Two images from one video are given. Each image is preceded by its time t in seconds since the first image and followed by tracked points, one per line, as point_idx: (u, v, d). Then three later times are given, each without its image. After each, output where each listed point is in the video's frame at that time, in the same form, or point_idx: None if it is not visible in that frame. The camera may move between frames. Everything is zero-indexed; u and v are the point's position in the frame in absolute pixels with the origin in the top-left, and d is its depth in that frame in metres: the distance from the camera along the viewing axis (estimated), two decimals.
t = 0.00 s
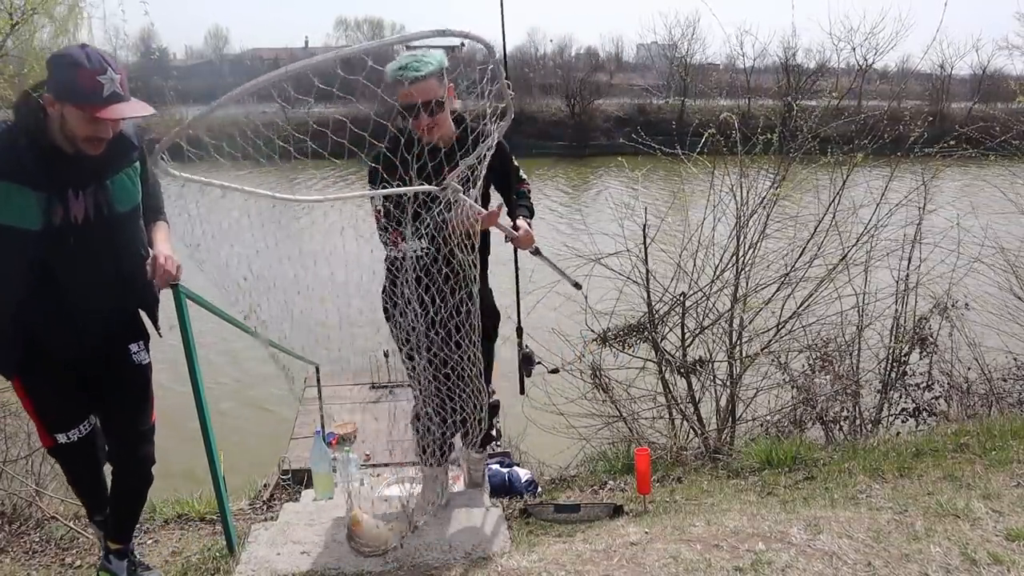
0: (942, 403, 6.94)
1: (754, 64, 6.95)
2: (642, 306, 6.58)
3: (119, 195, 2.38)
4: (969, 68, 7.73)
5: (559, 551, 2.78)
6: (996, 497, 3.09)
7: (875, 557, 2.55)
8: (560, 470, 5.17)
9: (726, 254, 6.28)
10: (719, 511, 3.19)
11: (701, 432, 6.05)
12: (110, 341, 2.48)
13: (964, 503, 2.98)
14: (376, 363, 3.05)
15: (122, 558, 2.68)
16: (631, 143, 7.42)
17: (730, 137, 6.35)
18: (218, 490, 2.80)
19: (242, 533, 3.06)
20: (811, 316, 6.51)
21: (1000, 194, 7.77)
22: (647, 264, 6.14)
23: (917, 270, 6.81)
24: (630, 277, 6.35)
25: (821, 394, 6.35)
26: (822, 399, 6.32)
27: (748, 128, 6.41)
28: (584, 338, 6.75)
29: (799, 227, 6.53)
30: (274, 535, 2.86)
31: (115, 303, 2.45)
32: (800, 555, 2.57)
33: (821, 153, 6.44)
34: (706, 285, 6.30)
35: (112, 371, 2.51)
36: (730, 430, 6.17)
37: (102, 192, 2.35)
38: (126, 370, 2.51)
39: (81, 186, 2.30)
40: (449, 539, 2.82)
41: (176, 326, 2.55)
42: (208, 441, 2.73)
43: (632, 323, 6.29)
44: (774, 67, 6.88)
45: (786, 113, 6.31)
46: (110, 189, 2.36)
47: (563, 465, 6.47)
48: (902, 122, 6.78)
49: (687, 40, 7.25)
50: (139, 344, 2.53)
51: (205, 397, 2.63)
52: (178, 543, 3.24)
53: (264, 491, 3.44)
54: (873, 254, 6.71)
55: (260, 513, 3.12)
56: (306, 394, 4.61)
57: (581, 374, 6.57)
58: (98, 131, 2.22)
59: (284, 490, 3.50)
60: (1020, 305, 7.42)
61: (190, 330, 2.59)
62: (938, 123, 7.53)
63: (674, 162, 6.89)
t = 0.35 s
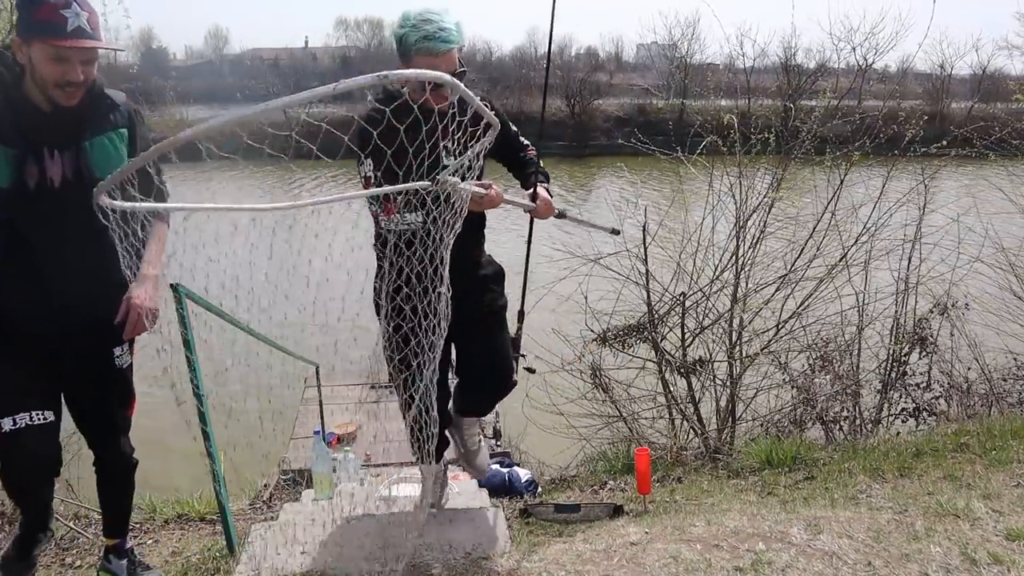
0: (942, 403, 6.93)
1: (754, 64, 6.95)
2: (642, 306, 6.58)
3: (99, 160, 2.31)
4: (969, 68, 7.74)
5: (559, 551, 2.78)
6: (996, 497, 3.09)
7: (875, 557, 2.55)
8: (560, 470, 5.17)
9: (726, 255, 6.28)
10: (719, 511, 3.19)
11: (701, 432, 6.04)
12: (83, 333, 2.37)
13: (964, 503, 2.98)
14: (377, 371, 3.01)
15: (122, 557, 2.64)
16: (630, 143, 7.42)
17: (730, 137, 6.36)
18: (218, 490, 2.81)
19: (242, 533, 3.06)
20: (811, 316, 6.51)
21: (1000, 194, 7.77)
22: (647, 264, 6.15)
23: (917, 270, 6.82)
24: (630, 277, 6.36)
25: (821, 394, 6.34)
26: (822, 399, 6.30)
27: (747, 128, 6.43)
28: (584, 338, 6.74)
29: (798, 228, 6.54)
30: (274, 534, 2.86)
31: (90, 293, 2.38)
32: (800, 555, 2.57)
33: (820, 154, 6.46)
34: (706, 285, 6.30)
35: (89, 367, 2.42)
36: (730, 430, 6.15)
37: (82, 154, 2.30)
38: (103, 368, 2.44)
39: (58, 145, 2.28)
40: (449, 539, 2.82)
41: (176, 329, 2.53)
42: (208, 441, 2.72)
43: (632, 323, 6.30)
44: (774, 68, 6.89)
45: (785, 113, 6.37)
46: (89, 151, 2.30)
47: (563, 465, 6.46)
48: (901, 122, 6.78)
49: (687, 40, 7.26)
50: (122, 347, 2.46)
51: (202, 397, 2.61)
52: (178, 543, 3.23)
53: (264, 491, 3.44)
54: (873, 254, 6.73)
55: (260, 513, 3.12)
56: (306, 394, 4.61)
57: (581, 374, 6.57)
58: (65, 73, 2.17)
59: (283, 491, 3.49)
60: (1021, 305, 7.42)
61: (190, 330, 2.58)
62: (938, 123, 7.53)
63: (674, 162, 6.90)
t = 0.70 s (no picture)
0: (942, 403, 6.92)
1: (754, 64, 6.96)
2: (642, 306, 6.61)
3: (54, 178, 2.32)
4: (970, 69, 7.75)
5: (559, 551, 2.78)
6: (996, 497, 3.09)
7: (875, 557, 2.55)
8: (560, 470, 5.17)
9: (726, 255, 6.29)
10: (719, 511, 3.19)
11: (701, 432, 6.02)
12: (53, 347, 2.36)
13: (964, 503, 2.98)
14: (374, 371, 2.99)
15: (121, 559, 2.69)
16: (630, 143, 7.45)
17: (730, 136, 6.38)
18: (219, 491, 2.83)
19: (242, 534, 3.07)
20: (811, 316, 6.53)
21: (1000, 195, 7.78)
22: (647, 264, 6.17)
23: (917, 270, 6.85)
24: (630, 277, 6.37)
25: (821, 394, 6.34)
26: (822, 399, 6.29)
27: (748, 128, 6.44)
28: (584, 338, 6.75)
29: (798, 228, 6.55)
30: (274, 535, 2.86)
31: (63, 304, 2.38)
32: (800, 555, 2.57)
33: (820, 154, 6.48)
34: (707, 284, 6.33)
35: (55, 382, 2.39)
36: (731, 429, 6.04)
37: (34, 174, 2.31)
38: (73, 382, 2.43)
39: (10, 167, 2.27)
40: (450, 541, 2.88)
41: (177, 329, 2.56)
42: (208, 442, 2.73)
43: (633, 323, 6.31)
44: (774, 68, 6.90)
45: (786, 112, 6.41)
46: (43, 169, 2.31)
47: (563, 464, 6.46)
48: (901, 122, 6.78)
49: (688, 39, 7.26)
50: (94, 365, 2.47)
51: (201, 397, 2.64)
52: (178, 543, 3.25)
53: (265, 491, 3.43)
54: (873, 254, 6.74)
55: (260, 513, 3.12)
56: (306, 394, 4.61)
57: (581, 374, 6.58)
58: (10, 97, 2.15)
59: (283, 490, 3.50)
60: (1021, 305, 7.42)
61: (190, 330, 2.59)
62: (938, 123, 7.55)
63: (674, 162, 6.91)
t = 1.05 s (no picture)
0: (943, 403, 6.91)
1: (754, 64, 6.97)
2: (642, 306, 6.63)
3: None
4: (970, 69, 7.76)
5: (559, 551, 2.78)
6: (996, 497, 3.09)
7: (875, 557, 2.55)
8: (560, 470, 5.17)
9: (726, 255, 6.33)
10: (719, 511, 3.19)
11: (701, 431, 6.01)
12: (11, 344, 2.26)
13: (964, 503, 2.98)
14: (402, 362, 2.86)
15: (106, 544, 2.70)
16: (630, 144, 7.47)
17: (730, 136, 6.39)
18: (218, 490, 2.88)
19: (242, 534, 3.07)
20: (811, 316, 6.57)
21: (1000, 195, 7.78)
22: (647, 264, 6.20)
23: (917, 270, 6.88)
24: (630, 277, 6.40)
25: (821, 394, 6.32)
26: (822, 399, 6.27)
27: (748, 128, 6.46)
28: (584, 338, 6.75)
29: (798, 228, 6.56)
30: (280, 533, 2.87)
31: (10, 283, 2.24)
32: (800, 555, 2.57)
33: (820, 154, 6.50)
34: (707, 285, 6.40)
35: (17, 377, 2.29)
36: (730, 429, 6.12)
37: None
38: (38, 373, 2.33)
39: None
40: (449, 541, 2.86)
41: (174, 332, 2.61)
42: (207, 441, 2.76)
43: (633, 323, 6.32)
44: (774, 68, 6.92)
45: (786, 113, 6.43)
46: None
47: (563, 464, 6.46)
48: (902, 122, 6.78)
49: (688, 40, 7.28)
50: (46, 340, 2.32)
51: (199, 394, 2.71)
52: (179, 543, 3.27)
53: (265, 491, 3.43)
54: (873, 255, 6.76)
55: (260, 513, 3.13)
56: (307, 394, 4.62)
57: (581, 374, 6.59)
58: None
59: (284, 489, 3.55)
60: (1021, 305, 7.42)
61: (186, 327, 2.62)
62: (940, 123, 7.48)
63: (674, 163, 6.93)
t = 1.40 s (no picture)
0: (943, 403, 6.90)
1: (754, 64, 6.98)
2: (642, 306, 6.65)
3: None
4: (970, 69, 7.78)
5: (559, 551, 2.78)
6: (996, 497, 3.09)
7: (875, 557, 2.55)
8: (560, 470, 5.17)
9: (726, 255, 6.36)
10: (719, 511, 3.19)
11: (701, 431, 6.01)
12: None
13: (964, 503, 2.98)
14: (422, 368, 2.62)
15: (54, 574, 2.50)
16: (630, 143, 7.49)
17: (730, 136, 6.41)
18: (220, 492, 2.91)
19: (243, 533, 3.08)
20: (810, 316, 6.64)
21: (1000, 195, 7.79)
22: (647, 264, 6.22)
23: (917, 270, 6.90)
24: (630, 277, 6.41)
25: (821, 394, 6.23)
26: (822, 399, 6.21)
27: (747, 128, 6.48)
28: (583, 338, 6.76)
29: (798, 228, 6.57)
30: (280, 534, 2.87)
31: None
32: (800, 555, 2.57)
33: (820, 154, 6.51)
34: (707, 284, 6.43)
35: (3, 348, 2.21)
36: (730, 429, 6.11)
37: None
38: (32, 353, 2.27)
39: None
40: (450, 541, 2.86)
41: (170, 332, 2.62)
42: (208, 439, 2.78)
43: (633, 323, 6.34)
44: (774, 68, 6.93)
45: (786, 113, 6.44)
46: None
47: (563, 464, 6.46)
48: (902, 122, 6.78)
49: (688, 40, 7.29)
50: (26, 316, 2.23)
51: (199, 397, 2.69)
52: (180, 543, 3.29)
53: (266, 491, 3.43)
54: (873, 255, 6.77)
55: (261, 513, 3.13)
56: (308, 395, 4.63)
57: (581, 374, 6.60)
58: None
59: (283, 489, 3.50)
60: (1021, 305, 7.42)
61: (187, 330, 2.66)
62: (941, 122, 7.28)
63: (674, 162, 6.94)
